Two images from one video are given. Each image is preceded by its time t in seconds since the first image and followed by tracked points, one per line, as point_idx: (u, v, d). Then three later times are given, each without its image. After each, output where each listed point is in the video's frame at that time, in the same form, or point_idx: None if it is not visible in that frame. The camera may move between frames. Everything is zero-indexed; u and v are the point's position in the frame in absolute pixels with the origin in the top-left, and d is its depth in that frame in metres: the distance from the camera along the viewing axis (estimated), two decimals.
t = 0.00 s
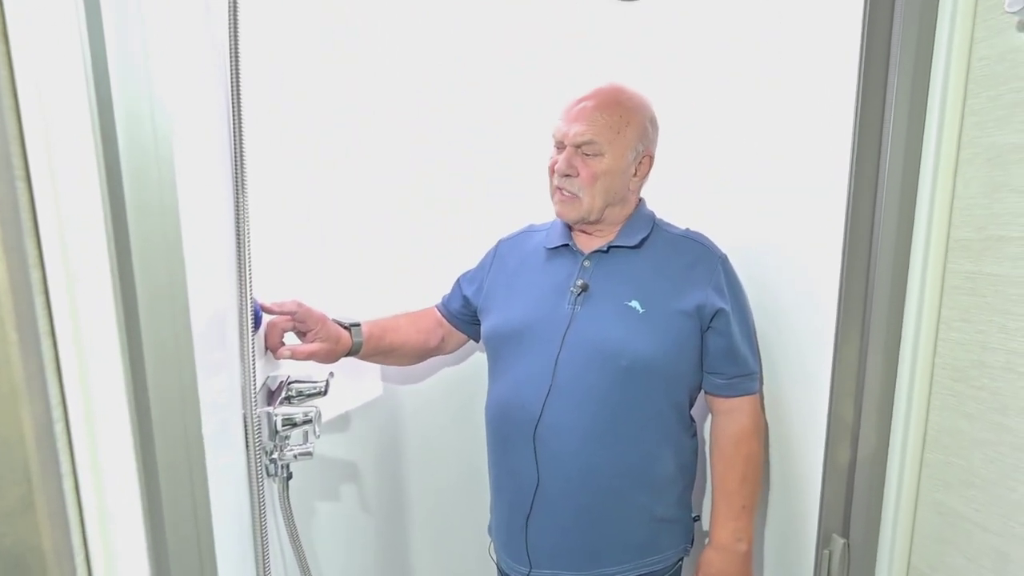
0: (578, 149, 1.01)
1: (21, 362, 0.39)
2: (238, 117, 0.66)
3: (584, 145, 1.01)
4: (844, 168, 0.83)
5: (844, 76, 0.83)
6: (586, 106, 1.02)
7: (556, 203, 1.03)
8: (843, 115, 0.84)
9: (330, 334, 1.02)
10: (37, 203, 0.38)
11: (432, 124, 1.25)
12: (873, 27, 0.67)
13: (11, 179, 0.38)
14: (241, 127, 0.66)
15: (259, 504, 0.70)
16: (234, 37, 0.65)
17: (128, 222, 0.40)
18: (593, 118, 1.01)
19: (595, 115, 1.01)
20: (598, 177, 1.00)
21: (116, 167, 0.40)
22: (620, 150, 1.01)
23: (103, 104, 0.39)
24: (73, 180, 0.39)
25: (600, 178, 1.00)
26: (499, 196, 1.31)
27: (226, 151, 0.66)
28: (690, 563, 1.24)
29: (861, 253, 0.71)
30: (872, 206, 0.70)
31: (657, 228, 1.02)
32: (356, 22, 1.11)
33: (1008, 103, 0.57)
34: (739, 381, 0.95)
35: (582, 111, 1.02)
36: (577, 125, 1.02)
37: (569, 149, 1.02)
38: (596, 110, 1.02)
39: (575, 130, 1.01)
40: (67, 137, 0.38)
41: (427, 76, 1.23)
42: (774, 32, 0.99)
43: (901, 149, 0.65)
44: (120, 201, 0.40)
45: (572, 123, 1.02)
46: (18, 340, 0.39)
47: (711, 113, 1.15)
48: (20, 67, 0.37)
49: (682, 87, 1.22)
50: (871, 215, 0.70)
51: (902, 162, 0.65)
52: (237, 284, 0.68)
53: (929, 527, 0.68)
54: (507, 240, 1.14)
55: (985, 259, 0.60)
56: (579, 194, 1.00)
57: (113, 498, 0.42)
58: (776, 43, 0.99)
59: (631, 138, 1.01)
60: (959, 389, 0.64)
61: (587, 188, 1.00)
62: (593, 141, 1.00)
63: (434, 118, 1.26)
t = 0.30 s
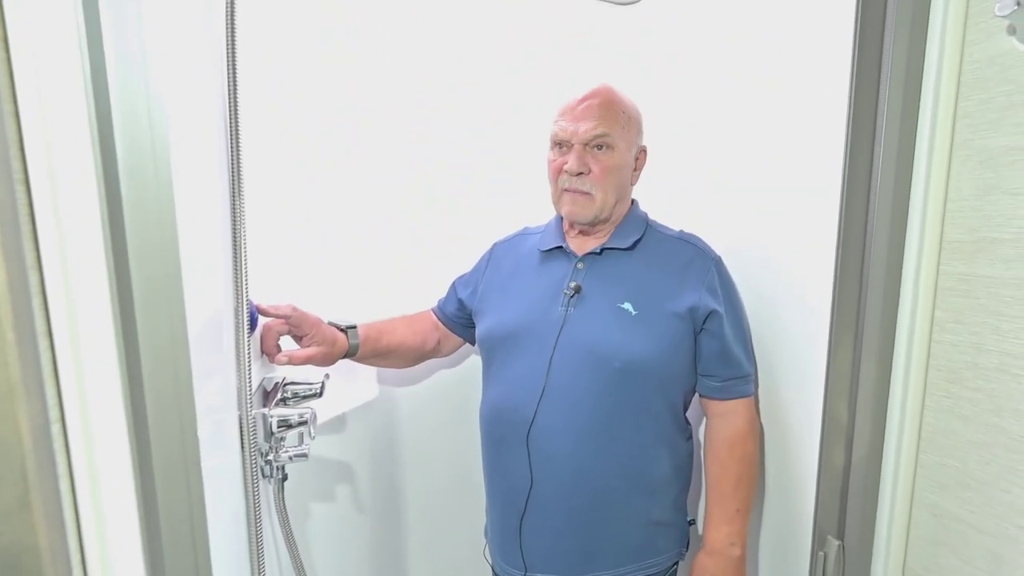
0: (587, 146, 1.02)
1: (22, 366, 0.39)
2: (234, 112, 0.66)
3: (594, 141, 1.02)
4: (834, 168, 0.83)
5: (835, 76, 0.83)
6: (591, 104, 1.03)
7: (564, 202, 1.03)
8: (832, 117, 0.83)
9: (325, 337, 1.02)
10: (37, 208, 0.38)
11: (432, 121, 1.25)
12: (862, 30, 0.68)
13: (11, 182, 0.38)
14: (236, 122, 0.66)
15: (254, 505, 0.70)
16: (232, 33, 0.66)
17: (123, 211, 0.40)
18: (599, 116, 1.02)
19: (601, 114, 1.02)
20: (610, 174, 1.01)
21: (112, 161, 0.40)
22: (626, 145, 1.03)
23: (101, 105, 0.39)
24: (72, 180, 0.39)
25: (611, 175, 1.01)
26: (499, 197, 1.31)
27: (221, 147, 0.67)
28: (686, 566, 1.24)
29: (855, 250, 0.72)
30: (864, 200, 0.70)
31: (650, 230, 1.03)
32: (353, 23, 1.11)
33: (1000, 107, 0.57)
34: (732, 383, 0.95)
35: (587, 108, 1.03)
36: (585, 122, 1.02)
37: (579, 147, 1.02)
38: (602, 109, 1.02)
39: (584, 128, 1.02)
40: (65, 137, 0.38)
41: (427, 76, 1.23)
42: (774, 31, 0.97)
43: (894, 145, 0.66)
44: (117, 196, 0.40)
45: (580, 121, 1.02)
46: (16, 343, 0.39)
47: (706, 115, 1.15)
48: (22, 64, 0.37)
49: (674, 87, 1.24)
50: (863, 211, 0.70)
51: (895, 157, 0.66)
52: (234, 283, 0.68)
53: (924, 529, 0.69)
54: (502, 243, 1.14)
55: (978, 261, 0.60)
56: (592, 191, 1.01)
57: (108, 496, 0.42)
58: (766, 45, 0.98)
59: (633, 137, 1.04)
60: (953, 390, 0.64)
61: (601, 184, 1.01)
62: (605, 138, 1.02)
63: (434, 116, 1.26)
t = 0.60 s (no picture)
0: (573, 147, 1.02)
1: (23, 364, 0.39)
2: (227, 110, 0.65)
3: (579, 142, 1.02)
4: (822, 166, 0.84)
5: (822, 75, 0.84)
6: (575, 104, 1.03)
7: (551, 203, 1.03)
8: (820, 116, 0.84)
9: (315, 340, 1.02)
10: (39, 212, 0.38)
11: (432, 122, 1.26)
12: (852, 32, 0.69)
13: (14, 186, 0.37)
14: (230, 124, 0.65)
15: (246, 508, 0.69)
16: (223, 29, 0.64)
17: (122, 214, 0.40)
18: (583, 116, 1.02)
19: (585, 113, 1.02)
20: (596, 174, 1.02)
21: (111, 161, 0.39)
22: (611, 145, 1.03)
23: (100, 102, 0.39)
24: (72, 180, 0.38)
25: (597, 175, 1.02)
26: (499, 195, 1.33)
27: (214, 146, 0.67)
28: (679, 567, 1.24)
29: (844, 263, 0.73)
30: (854, 200, 0.70)
31: (639, 228, 1.03)
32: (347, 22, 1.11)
33: (989, 101, 0.58)
34: (722, 381, 0.96)
35: (571, 109, 1.03)
36: (570, 123, 1.02)
37: (564, 148, 1.02)
38: (585, 109, 1.02)
39: (569, 128, 1.02)
40: (65, 136, 0.38)
41: (428, 75, 1.24)
42: (774, 31, 0.95)
43: (883, 144, 0.66)
44: (116, 198, 0.40)
45: (565, 121, 1.03)
46: (19, 341, 0.39)
47: (699, 118, 1.17)
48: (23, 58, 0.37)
49: (670, 88, 1.26)
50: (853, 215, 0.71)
51: (884, 154, 0.66)
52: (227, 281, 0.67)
53: (921, 527, 0.70)
54: (490, 244, 1.15)
55: (970, 257, 0.61)
56: (579, 192, 1.01)
57: (107, 496, 0.42)
58: (757, 46, 0.99)
59: (619, 134, 1.04)
60: (949, 388, 0.65)
61: (586, 184, 1.01)
62: (589, 138, 1.02)
63: (435, 116, 1.26)
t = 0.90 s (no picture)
0: (554, 155, 1.02)
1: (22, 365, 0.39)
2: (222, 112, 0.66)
3: (559, 151, 1.01)
4: (822, 166, 0.84)
5: (822, 75, 0.84)
6: (559, 112, 1.03)
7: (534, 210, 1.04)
8: (820, 116, 0.84)
9: (315, 343, 1.02)
10: (38, 215, 0.38)
11: (432, 124, 1.26)
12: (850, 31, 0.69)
13: (13, 187, 0.37)
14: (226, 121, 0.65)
15: (246, 512, 0.68)
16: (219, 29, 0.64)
17: (121, 225, 0.40)
18: (566, 124, 1.02)
19: (568, 121, 1.02)
20: (575, 182, 1.01)
21: (110, 172, 0.39)
22: (594, 153, 1.02)
23: (97, 108, 0.39)
24: (70, 188, 0.38)
25: (576, 183, 1.01)
26: (499, 197, 1.33)
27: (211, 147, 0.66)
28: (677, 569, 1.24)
29: (843, 259, 0.73)
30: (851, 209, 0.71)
31: (636, 231, 1.03)
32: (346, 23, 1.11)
33: (989, 101, 0.58)
34: (721, 384, 0.96)
35: (554, 117, 1.03)
36: (551, 131, 1.02)
37: (545, 156, 1.03)
38: (569, 116, 1.02)
39: (549, 136, 1.02)
40: (64, 137, 0.38)
41: (427, 76, 1.24)
42: (774, 31, 0.94)
43: (880, 148, 0.66)
44: (115, 209, 0.40)
45: (546, 130, 1.03)
46: (18, 342, 0.39)
47: (697, 120, 1.18)
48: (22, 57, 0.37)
49: (670, 88, 1.26)
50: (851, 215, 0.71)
51: (882, 156, 0.66)
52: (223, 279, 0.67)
53: (917, 529, 0.70)
54: (486, 247, 1.15)
55: (969, 259, 0.61)
56: (557, 200, 1.01)
57: (106, 498, 0.41)
58: (756, 48, 0.99)
59: (605, 140, 1.02)
60: (946, 390, 0.65)
61: (564, 194, 1.01)
62: (569, 146, 1.01)
63: (434, 118, 1.26)
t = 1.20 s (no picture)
0: (554, 160, 1.02)
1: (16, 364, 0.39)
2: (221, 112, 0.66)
3: (560, 157, 1.01)
4: (822, 167, 0.84)
5: (822, 76, 0.84)
6: (558, 117, 1.03)
7: (535, 216, 1.05)
8: (820, 117, 0.84)
9: (325, 334, 1.05)
10: (33, 215, 0.38)
11: (432, 124, 1.26)
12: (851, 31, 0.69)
13: (8, 185, 0.38)
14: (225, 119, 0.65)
15: (244, 513, 0.68)
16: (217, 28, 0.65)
17: (118, 227, 0.40)
18: (565, 129, 1.02)
19: (567, 126, 1.02)
20: (575, 187, 1.01)
21: (105, 171, 0.39)
22: (595, 158, 1.01)
23: (94, 110, 0.38)
24: (65, 187, 0.38)
25: (577, 188, 1.01)
26: (498, 197, 1.34)
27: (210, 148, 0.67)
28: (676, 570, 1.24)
29: (842, 263, 0.73)
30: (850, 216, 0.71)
31: (636, 233, 1.03)
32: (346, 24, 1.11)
33: (988, 106, 0.58)
34: (722, 386, 0.96)
35: (554, 122, 1.03)
36: (549, 137, 1.02)
37: (545, 161, 1.03)
38: (568, 120, 1.02)
39: (549, 141, 1.02)
40: (63, 138, 0.38)
41: (427, 76, 1.24)
42: (774, 31, 0.95)
43: (881, 151, 0.67)
44: (112, 210, 0.39)
45: (547, 135, 1.03)
46: (13, 341, 0.39)
47: (696, 122, 1.18)
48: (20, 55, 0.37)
49: (669, 90, 1.26)
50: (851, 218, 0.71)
51: (883, 158, 0.66)
52: (222, 277, 0.66)
53: (915, 532, 0.70)
54: (486, 249, 1.15)
55: (968, 263, 0.61)
56: (558, 205, 1.01)
57: (102, 498, 0.42)
58: (756, 49, 1.00)
59: (605, 145, 1.02)
60: (944, 393, 0.65)
61: (565, 199, 1.01)
62: (569, 151, 1.01)
63: (434, 118, 1.27)
